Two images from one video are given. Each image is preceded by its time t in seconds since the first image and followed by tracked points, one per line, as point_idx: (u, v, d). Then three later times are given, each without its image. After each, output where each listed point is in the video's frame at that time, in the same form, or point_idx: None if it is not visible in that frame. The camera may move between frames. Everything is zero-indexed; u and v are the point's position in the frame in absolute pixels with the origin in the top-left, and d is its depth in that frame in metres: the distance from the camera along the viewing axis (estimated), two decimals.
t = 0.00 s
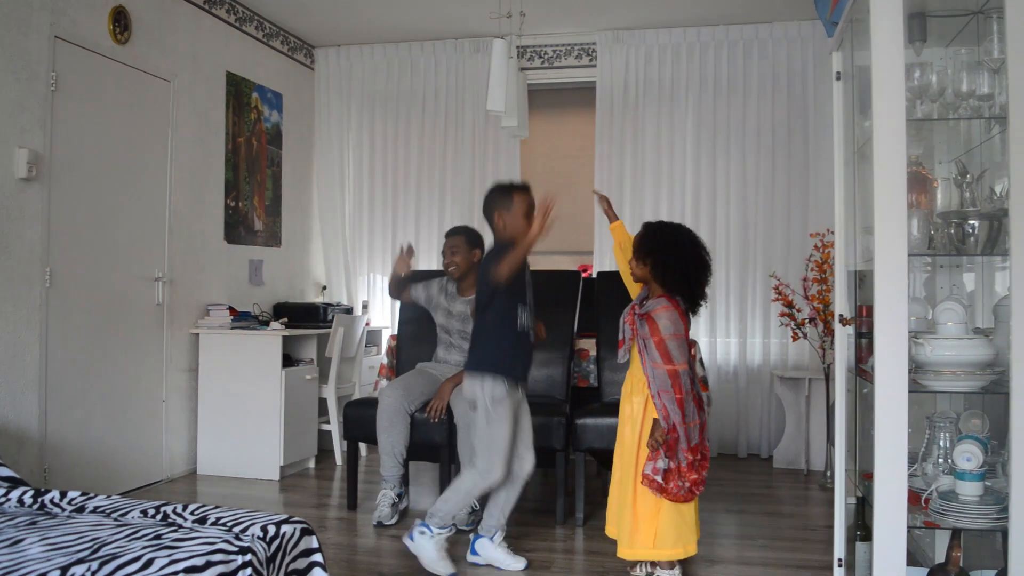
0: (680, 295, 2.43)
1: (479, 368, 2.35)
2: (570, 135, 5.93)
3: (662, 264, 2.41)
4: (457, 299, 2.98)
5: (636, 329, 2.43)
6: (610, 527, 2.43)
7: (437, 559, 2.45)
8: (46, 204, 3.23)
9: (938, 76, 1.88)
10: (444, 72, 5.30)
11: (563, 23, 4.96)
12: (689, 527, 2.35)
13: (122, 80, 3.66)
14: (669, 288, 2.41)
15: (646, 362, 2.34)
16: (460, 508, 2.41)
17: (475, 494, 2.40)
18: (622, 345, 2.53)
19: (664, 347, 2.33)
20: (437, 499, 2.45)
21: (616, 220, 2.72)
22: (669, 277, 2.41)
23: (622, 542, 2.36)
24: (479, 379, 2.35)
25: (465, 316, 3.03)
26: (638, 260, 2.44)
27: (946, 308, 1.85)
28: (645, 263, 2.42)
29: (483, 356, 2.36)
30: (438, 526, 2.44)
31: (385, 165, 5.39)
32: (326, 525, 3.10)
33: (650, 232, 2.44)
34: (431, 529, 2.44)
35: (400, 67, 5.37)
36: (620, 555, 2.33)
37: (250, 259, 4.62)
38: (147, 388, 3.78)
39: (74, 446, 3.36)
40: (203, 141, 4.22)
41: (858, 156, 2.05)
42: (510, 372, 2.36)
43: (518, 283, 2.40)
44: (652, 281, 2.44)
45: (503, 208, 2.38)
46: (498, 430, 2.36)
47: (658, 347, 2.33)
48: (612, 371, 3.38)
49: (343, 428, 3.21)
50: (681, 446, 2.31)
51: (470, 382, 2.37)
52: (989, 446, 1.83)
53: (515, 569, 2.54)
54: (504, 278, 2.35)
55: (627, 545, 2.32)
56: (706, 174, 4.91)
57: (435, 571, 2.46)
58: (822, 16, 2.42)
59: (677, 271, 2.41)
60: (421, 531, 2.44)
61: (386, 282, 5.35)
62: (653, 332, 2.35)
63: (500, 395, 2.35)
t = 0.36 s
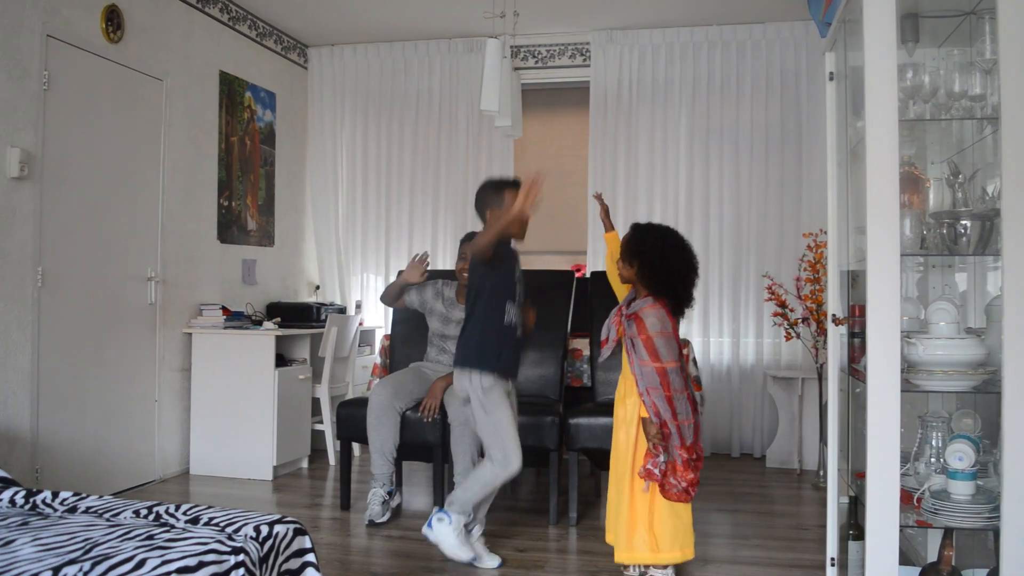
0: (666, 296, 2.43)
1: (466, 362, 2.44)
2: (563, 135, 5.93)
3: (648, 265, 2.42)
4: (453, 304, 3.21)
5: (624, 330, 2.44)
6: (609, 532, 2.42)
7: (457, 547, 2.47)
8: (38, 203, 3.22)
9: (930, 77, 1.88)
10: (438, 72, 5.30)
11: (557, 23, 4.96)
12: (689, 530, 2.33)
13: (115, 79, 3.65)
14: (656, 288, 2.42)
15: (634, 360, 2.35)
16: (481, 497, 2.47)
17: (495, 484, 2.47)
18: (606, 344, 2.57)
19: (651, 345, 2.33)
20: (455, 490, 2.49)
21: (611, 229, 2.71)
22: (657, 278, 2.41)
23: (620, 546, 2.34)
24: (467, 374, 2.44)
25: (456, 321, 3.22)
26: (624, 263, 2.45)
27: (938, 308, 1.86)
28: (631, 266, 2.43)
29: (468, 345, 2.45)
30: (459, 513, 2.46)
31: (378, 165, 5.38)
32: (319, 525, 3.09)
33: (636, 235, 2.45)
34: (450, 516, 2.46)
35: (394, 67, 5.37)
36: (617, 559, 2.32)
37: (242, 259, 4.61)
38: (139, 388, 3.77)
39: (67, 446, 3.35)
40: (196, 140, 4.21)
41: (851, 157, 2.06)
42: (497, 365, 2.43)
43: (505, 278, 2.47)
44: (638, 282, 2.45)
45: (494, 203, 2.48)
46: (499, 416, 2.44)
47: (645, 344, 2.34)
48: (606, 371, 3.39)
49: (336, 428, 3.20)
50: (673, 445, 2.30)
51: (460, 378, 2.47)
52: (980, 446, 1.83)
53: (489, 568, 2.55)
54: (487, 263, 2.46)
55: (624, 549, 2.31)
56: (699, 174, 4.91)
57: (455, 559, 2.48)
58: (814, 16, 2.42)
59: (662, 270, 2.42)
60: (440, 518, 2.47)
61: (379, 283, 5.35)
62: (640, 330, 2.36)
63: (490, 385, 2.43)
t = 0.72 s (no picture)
0: (626, 298, 2.43)
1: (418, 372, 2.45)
2: (525, 133, 5.93)
3: (607, 267, 2.42)
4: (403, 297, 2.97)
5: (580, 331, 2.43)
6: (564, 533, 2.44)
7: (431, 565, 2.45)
8: None
9: (889, 80, 1.92)
10: (400, 69, 5.26)
11: (521, 23, 4.94)
12: (646, 529, 2.36)
13: (72, 74, 3.56)
14: (615, 289, 2.42)
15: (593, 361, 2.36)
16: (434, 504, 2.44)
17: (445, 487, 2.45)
18: (562, 346, 2.51)
19: (611, 346, 2.34)
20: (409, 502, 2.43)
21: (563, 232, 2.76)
22: (615, 278, 2.42)
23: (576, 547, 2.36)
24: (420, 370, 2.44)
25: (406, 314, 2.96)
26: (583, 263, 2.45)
27: (891, 308, 1.90)
28: (591, 268, 2.43)
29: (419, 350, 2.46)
30: (422, 530, 2.44)
31: (338, 162, 5.33)
32: (274, 526, 3.06)
33: (596, 235, 2.46)
34: (416, 537, 2.44)
35: (356, 64, 5.31)
36: (572, 559, 2.34)
37: (198, 258, 4.53)
38: (92, 386, 3.70)
39: (18, 446, 3.28)
40: (154, 139, 4.13)
41: (809, 159, 2.07)
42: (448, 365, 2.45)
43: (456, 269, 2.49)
44: (595, 284, 2.45)
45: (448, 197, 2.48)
46: (449, 416, 2.46)
47: (604, 346, 2.35)
48: (564, 370, 3.40)
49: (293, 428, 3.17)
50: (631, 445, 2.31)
51: (412, 375, 2.46)
52: (930, 443, 1.89)
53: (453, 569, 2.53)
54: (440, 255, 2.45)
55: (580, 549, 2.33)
56: (660, 175, 4.94)
57: None
58: (777, 20, 2.44)
59: (620, 273, 2.43)
60: (410, 544, 2.43)
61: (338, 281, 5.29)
62: (599, 332, 2.37)
63: (443, 384, 2.44)
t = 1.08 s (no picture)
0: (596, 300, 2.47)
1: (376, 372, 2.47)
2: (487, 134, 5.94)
3: (575, 271, 2.45)
4: (355, 293, 3.18)
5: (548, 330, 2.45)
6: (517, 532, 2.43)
7: (389, 560, 2.48)
8: None
9: (842, 83, 1.94)
10: (359, 68, 5.25)
11: (479, 22, 4.96)
12: (598, 533, 2.37)
13: (24, 70, 3.53)
14: (584, 291, 2.46)
15: (560, 361, 2.36)
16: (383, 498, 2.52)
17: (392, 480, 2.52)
18: (531, 347, 2.51)
19: (579, 347, 2.36)
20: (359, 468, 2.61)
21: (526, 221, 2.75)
22: (582, 281, 2.45)
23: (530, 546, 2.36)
24: (373, 364, 2.51)
25: (360, 309, 3.18)
26: (547, 267, 2.46)
27: (847, 308, 1.91)
28: (555, 270, 2.45)
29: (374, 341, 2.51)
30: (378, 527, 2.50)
31: (298, 162, 5.32)
32: (234, 528, 3.04)
33: (563, 236, 2.46)
34: (373, 534, 2.49)
35: (316, 63, 5.30)
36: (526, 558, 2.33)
37: (157, 257, 4.50)
38: (46, 388, 3.65)
39: None
40: (108, 135, 4.10)
41: (766, 160, 2.10)
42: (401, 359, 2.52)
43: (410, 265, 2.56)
44: (563, 286, 2.47)
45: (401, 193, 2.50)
46: (398, 410, 2.52)
47: (573, 346, 2.36)
48: (525, 369, 3.41)
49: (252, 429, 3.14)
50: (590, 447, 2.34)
51: (365, 369, 2.54)
52: (886, 441, 1.91)
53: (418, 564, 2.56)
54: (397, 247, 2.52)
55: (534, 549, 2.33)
56: (619, 175, 4.97)
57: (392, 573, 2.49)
58: (734, 22, 2.48)
59: (588, 276, 2.46)
60: (365, 540, 2.48)
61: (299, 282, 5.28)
62: (568, 331, 2.38)
63: (394, 377, 2.51)
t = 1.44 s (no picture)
0: (580, 299, 2.46)
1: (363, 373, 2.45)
2: (475, 134, 5.95)
3: (561, 269, 2.44)
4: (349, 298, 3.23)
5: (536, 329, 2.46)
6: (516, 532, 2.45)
7: (369, 561, 2.50)
8: None
9: (830, 83, 1.94)
10: (349, 67, 5.24)
11: (469, 21, 4.96)
12: (594, 532, 2.37)
13: (13, 68, 3.51)
14: (570, 289, 2.45)
15: (546, 361, 2.37)
16: (366, 507, 2.49)
17: (377, 489, 2.50)
18: (515, 344, 2.59)
19: (564, 346, 2.36)
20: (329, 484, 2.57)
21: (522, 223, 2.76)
22: (570, 279, 2.44)
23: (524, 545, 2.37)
24: (358, 378, 2.45)
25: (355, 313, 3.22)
26: (537, 265, 2.46)
27: (836, 307, 1.91)
28: (544, 268, 2.45)
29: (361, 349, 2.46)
30: (359, 531, 2.50)
31: (287, 161, 5.31)
32: (224, 528, 3.04)
33: (550, 236, 2.46)
34: (351, 538, 2.49)
35: (305, 62, 5.29)
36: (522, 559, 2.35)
37: (146, 256, 4.48)
38: (35, 388, 3.63)
39: None
40: (96, 133, 4.08)
41: (755, 159, 2.11)
42: (387, 366, 2.46)
43: (403, 279, 2.50)
44: (551, 284, 2.47)
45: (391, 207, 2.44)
46: (384, 423, 2.49)
47: (558, 345, 2.36)
48: (515, 368, 3.41)
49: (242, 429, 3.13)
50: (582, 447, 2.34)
51: (350, 384, 2.46)
52: (875, 440, 1.92)
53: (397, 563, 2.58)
54: (388, 263, 2.46)
55: (528, 549, 2.34)
56: (609, 174, 4.98)
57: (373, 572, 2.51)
58: (722, 22, 2.49)
59: (575, 273, 2.45)
60: (344, 543, 2.49)
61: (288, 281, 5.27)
62: (552, 331, 2.38)
63: (381, 391, 2.46)
